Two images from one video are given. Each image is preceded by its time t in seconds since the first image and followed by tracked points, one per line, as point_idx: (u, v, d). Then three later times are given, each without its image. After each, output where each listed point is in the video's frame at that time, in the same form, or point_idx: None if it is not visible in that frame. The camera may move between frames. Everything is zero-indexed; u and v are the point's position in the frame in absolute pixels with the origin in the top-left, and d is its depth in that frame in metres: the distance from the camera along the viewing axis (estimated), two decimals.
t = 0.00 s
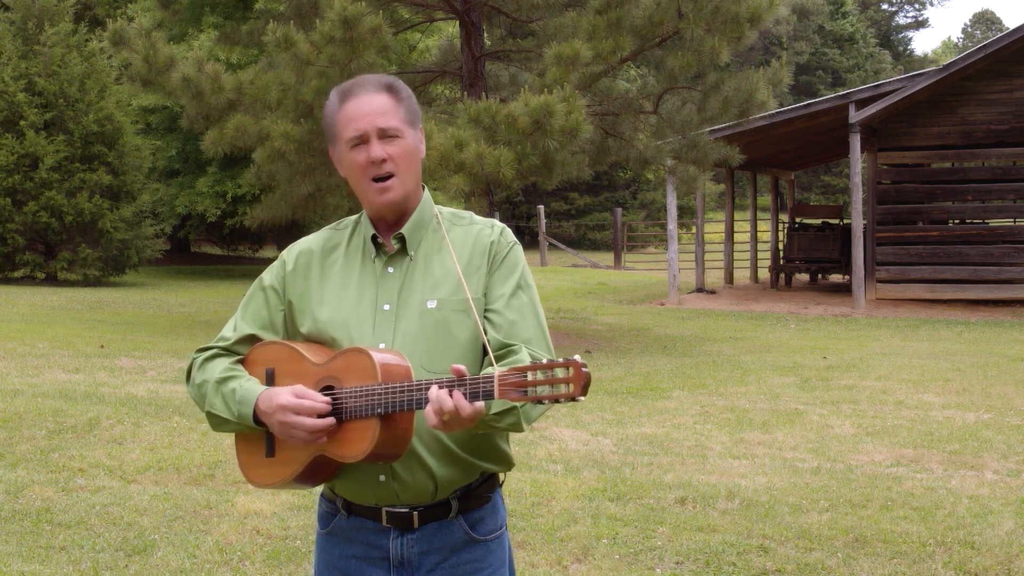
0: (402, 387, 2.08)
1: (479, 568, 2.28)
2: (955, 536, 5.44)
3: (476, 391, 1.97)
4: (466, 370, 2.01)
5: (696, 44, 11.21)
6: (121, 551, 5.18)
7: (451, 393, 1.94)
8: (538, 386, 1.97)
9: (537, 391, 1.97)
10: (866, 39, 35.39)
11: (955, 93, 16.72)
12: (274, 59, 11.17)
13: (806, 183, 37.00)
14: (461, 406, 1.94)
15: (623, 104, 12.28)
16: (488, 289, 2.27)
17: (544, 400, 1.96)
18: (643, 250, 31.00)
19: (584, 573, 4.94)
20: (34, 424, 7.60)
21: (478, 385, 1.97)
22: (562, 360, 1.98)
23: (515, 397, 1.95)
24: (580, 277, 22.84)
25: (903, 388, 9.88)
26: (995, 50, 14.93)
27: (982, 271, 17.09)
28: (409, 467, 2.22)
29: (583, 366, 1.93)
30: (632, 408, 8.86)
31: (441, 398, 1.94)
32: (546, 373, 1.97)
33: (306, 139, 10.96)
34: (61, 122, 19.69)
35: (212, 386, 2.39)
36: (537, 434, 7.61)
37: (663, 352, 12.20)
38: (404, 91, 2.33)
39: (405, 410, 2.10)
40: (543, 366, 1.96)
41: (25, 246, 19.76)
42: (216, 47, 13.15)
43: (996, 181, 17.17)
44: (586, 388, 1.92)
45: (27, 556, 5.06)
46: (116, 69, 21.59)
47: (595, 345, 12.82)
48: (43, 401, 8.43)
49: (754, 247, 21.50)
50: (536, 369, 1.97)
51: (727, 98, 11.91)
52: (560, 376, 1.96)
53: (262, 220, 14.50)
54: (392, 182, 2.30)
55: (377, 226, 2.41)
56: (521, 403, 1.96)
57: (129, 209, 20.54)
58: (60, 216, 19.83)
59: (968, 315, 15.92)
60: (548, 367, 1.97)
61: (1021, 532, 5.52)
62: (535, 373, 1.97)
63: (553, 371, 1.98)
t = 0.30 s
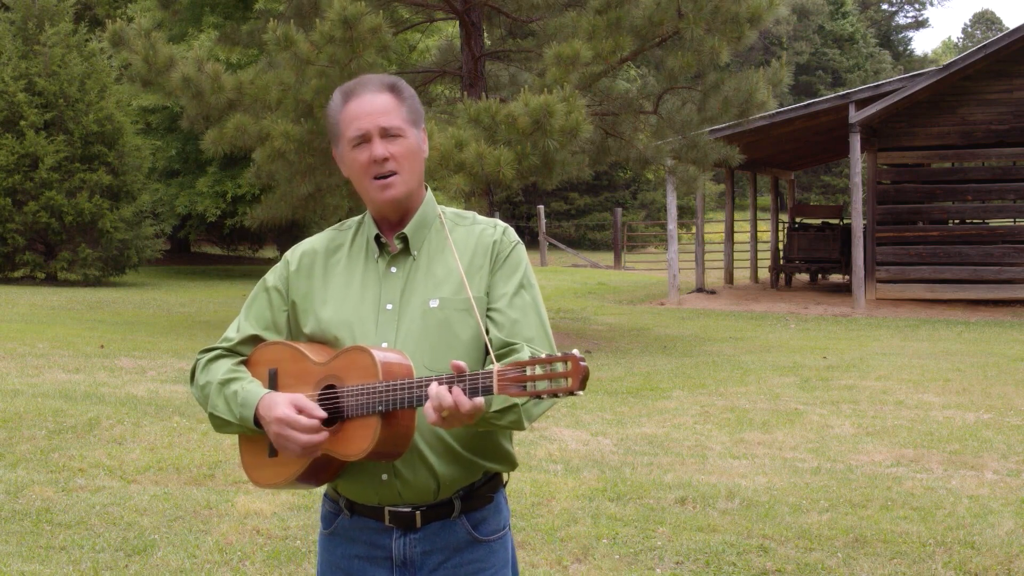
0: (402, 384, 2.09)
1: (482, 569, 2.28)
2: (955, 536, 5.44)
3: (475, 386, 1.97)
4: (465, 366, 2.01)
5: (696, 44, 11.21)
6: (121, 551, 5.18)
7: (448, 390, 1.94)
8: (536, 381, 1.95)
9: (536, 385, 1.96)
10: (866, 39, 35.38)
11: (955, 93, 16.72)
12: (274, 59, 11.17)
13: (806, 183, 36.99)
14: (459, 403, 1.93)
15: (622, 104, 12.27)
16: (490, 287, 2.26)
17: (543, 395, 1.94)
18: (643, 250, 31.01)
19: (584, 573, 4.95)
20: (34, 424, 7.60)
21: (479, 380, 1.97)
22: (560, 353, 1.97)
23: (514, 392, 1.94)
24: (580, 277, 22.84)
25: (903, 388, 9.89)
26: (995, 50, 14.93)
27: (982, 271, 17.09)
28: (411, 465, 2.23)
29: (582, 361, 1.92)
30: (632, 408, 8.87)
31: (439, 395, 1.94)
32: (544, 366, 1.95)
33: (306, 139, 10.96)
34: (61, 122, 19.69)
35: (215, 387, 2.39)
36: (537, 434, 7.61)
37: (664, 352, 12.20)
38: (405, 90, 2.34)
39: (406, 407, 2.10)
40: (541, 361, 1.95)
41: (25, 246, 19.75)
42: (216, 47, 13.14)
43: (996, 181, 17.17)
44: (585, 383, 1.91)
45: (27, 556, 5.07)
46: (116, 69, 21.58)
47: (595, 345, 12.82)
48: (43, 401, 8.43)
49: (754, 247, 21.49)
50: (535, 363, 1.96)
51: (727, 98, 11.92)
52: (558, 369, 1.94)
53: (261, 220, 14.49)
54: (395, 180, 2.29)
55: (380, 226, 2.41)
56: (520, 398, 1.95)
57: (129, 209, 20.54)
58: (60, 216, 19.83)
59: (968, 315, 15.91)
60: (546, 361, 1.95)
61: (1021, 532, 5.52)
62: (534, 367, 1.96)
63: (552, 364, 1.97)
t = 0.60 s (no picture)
0: (405, 382, 2.09)
1: (485, 569, 2.27)
2: (955, 536, 5.45)
3: (475, 383, 1.97)
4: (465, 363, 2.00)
5: (696, 44, 11.22)
6: (123, 550, 5.19)
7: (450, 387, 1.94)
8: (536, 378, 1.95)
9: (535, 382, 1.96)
10: (866, 39, 35.36)
11: (955, 93, 16.72)
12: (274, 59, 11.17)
13: (806, 183, 36.98)
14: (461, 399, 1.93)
15: (622, 104, 12.27)
16: (493, 287, 2.26)
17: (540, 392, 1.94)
18: (643, 250, 31.00)
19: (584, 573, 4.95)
20: (34, 424, 7.60)
21: (478, 377, 1.97)
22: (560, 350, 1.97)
23: (513, 389, 1.95)
24: (580, 277, 22.84)
25: (905, 388, 9.89)
26: (995, 51, 14.93)
27: (982, 271, 17.09)
28: (413, 464, 2.23)
29: (582, 358, 1.92)
30: (632, 408, 8.86)
31: (439, 393, 1.94)
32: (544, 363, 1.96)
33: (306, 139, 10.96)
34: (61, 122, 19.69)
35: (218, 386, 2.39)
36: (537, 434, 7.61)
37: (667, 352, 12.21)
38: (407, 91, 2.34)
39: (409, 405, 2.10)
40: (542, 357, 1.95)
41: (24, 246, 19.75)
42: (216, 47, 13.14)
43: (996, 181, 17.17)
44: (585, 379, 1.92)
45: (31, 556, 5.06)
46: (116, 69, 21.57)
47: (595, 345, 12.82)
48: (43, 401, 8.43)
49: (754, 247, 21.48)
50: (536, 360, 1.96)
51: (727, 98, 11.93)
52: (558, 366, 1.95)
53: (261, 220, 14.49)
54: (397, 182, 2.30)
55: (383, 226, 2.41)
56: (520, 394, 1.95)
57: (128, 209, 20.54)
58: (60, 216, 19.83)
59: (968, 315, 15.91)
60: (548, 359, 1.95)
61: (1021, 532, 5.52)
62: (534, 365, 1.96)
63: (551, 361, 1.97)
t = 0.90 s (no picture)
0: (405, 382, 2.09)
1: (487, 569, 2.27)
2: (955, 536, 5.45)
3: (475, 383, 1.97)
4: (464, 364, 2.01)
5: (696, 43, 11.23)
6: (123, 550, 5.20)
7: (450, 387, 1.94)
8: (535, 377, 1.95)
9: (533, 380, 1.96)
10: (866, 39, 35.36)
11: (955, 93, 16.72)
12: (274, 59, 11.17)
13: (806, 183, 36.98)
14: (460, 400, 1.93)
15: (623, 104, 12.26)
16: (496, 287, 2.26)
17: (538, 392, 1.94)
18: (642, 250, 31.00)
19: (584, 572, 4.95)
20: (34, 424, 7.61)
21: (478, 378, 1.97)
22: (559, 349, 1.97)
23: (512, 388, 1.94)
24: (580, 277, 22.84)
25: (905, 388, 9.90)
26: (995, 51, 14.93)
27: (982, 271, 17.09)
28: (415, 464, 2.23)
29: (581, 357, 1.93)
30: (632, 408, 8.87)
31: (439, 393, 1.94)
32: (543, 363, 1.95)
33: (306, 139, 10.96)
34: (61, 122, 19.69)
35: (221, 388, 2.39)
36: (537, 434, 7.61)
37: (667, 352, 12.22)
38: (411, 91, 2.34)
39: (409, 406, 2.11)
40: (541, 358, 1.95)
41: (24, 246, 19.76)
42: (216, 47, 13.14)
43: (996, 181, 17.17)
44: (584, 379, 1.92)
45: (31, 556, 5.07)
46: (116, 69, 21.57)
47: (595, 345, 12.82)
48: (43, 401, 8.44)
49: (754, 247, 21.48)
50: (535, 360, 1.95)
51: (727, 98, 11.95)
52: (556, 366, 1.95)
53: (261, 219, 14.50)
54: (401, 182, 2.30)
55: (387, 226, 2.42)
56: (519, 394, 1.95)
57: (129, 209, 20.54)
58: (60, 216, 19.83)
59: (968, 315, 15.91)
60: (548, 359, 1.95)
61: (1021, 532, 5.53)
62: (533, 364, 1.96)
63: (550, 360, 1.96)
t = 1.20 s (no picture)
0: (405, 383, 2.09)
1: (488, 569, 2.27)
2: (955, 536, 5.44)
3: (471, 385, 1.97)
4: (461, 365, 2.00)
5: (696, 44, 11.22)
6: (123, 549, 5.20)
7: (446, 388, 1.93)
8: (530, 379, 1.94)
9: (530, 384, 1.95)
10: (866, 39, 35.33)
11: (955, 93, 16.72)
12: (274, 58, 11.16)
13: (806, 183, 36.95)
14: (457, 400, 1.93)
15: (622, 104, 12.26)
16: (498, 288, 2.26)
17: (532, 394, 1.93)
18: (643, 250, 31.00)
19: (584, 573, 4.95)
20: (34, 424, 7.60)
21: (475, 380, 1.97)
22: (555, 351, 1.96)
23: (508, 390, 1.94)
24: (580, 277, 22.83)
25: (905, 388, 9.89)
26: (995, 50, 14.93)
27: (982, 271, 17.09)
28: (416, 465, 2.22)
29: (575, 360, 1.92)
30: (632, 408, 8.87)
31: (435, 395, 1.93)
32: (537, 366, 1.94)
33: (306, 139, 10.96)
34: (61, 122, 19.68)
35: (223, 388, 2.39)
36: (537, 434, 7.61)
37: (667, 351, 12.22)
38: (414, 91, 2.33)
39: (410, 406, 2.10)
40: (538, 360, 1.94)
41: (24, 246, 19.75)
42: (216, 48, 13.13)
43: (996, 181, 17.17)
44: (579, 382, 1.91)
45: (31, 556, 5.07)
46: (116, 69, 21.55)
47: (595, 345, 12.82)
48: (43, 401, 8.43)
49: (754, 247, 21.47)
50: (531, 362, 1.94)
51: (727, 98, 11.94)
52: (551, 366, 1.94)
53: (261, 219, 14.49)
54: (404, 183, 2.30)
55: (390, 226, 2.41)
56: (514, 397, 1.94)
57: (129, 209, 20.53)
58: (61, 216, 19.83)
59: (968, 315, 15.91)
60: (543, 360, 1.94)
61: (1021, 532, 5.52)
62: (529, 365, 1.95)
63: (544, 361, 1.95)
